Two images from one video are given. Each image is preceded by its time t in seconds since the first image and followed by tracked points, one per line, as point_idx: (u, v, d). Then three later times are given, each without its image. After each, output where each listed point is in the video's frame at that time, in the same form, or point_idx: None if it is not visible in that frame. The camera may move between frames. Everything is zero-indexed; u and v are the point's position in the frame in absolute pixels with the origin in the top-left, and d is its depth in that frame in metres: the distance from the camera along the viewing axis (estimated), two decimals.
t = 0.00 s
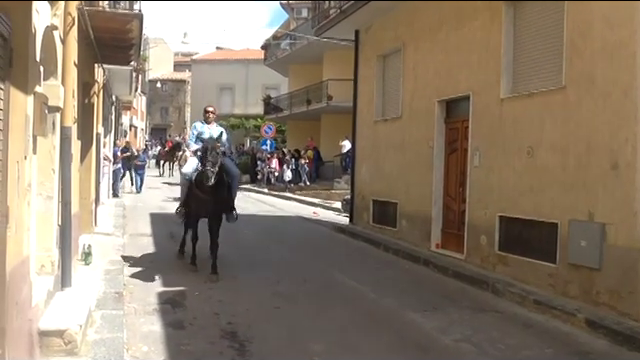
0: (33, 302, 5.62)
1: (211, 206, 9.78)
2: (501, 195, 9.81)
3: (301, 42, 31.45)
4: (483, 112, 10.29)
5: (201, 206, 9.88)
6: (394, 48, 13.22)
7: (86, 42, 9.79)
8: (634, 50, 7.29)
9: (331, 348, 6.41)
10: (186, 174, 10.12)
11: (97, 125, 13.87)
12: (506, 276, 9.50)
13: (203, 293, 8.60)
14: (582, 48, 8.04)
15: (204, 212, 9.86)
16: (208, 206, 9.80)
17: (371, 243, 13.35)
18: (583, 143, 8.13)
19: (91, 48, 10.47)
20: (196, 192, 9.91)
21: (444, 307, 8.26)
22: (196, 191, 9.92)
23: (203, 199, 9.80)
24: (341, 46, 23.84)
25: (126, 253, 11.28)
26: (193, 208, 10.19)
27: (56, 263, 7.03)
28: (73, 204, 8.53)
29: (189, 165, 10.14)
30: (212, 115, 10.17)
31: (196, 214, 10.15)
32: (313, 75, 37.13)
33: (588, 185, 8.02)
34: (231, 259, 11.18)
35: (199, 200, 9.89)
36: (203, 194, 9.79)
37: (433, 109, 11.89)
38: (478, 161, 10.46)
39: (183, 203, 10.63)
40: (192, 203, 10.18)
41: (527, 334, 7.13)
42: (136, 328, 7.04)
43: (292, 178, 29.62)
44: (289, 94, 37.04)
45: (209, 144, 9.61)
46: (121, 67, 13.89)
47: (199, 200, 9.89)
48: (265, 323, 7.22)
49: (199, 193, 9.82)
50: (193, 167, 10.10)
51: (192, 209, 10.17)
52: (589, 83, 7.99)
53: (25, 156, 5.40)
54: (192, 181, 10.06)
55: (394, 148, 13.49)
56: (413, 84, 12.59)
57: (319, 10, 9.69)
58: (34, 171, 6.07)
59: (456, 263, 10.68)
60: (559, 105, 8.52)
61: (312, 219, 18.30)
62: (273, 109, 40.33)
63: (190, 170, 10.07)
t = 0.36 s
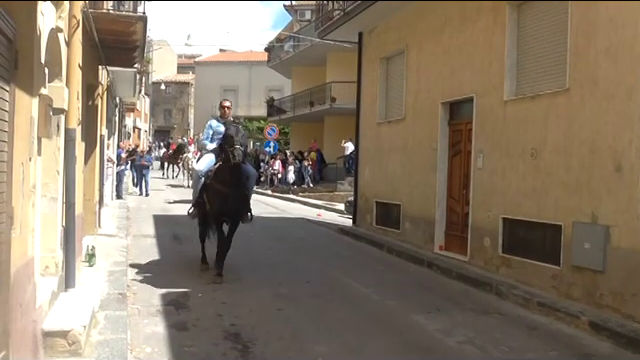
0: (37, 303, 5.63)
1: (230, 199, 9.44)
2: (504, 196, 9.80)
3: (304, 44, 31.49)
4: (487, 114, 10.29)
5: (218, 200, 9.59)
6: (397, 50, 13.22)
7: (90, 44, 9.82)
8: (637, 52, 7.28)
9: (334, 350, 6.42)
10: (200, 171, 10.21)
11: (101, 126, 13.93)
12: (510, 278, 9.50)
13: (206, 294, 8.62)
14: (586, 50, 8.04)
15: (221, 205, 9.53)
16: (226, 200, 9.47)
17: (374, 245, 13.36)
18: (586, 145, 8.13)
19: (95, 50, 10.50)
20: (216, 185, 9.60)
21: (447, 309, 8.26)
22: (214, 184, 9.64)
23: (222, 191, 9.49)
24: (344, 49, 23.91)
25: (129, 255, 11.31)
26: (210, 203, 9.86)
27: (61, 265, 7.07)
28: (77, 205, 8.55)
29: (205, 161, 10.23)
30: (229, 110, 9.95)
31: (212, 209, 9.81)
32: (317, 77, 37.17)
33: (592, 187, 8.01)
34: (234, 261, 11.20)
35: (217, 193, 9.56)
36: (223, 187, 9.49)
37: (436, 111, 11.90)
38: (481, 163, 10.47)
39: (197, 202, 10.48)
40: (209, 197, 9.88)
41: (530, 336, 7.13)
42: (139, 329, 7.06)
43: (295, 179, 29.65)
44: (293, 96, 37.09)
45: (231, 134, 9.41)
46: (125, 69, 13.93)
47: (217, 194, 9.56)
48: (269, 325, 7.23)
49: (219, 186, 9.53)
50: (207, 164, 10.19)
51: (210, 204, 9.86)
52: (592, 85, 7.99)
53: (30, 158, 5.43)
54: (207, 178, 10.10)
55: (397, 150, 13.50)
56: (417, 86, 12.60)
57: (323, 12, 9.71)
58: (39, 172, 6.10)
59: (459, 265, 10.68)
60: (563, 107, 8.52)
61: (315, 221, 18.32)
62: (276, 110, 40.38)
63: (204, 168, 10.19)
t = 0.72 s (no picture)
0: (37, 303, 5.63)
1: (256, 208, 8.95)
2: (505, 197, 9.80)
3: (306, 44, 31.49)
4: (488, 114, 10.28)
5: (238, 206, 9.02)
6: (398, 51, 13.22)
7: (92, 44, 9.82)
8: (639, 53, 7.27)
9: (335, 350, 6.42)
10: (221, 175, 9.57)
11: (102, 126, 13.93)
12: (510, 279, 9.49)
13: (206, 294, 8.62)
14: (588, 51, 8.04)
15: (243, 214, 8.99)
16: (251, 208, 8.94)
17: (375, 245, 13.36)
18: (587, 146, 8.12)
19: (96, 50, 10.51)
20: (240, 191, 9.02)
21: (447, 309, 8.26)
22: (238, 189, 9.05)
23: (244, 198, 8.93)
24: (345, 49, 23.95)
25: (130, 254, 11.31)
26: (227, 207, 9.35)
27: (62, 264, 7.07)
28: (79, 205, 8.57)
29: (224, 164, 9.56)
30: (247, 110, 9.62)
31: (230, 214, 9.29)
32: (318, 78, 37.18)
33: (593, 188, 8.01)
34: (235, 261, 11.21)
35: (241, 199, 8.99)
36: (245, 193, 8.94)
37: (437, 112, 11.89)
38: (482, 164, 10.46)
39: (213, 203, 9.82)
40: (228, 202, 9.34)
41: (531, 337, 7.13)
42: (139, 329, 7.06)
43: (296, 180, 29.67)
44: (294, 96, 37.09)
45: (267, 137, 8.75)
46: (126, 69, 13.93)
47: (240, 200, 9.00)
48: (269, 325, 7.23)
49: (245, 192, 8.94)
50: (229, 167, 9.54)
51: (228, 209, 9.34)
52: (594, 86, 7.98)
53: (31, 157, 5.43)
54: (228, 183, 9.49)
55: (398, 151, 13.50)
56: (418, 87, 12.60)
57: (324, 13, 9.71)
58: (40, 172, 6.10)
59: (460, 265, 10.68)
60: (564, 108, 8.52)
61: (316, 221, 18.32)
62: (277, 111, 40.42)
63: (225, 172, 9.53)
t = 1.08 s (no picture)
0: (31, 303, 5.59)
1: (293, 189, 8.55)
2: (500, 196, 9.81)
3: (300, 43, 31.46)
4: (483, 112, 10.29)
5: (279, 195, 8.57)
6: (393, 49, 13.23)
7: (86, 43, 9.79)
8: (632, 52, 7.28)
9: (330, 349, 6.42)
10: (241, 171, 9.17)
11: (96, 125, 13.90)
12: (505, 277, 9.51)
13: (201, 294, 8.61)
14: (581, 50, 8.06)
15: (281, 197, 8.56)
16: (289, 191, 8.53)
17: (370, 244, 13.37)
18: (581, 144, 8.14)
19: (90, 49, 10.48)
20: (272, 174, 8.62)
21: (442, 308, 8.27)
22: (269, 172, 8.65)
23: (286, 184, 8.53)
24: (340, 48, 23.96)
25: (124, 254, 11.29)
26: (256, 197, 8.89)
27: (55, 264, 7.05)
28: (72, 205, 8.55)
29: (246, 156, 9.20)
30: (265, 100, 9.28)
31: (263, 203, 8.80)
32: (313, 76, 37.14)
33: (587, 186, 8.02)
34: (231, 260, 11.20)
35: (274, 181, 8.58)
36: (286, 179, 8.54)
37: (432, 110, 11.90)
38: (477, 162, 10.48)
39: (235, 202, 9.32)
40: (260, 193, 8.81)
41: (526, 335, 7.14)
42: (134, 329, 7.04)
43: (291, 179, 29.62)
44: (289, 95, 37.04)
45: (300, 114, 8.51)
46: (120, 68, 13.90)
47: (274, 184, 8.58)
48: (264, 324, 7.23)
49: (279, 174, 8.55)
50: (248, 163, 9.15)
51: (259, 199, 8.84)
52: (588, 84, 7.99)
53: (24, 157, 5.41)
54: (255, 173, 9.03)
55: (393, 149, 13.50)
56: (413, 85, 12.60)
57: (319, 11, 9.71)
58: (34, 172, 6.07)
59: (455, 264, 10.69)
60: (558, 106, 8.53)
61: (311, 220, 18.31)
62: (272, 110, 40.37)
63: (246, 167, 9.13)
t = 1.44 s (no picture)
0: (25, 305, 5.56)
1: (334, 224, 7.99)
2: (494, 194, 9.83)
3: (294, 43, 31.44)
4: (476, 111, 10.31)
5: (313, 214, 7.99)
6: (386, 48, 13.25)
7: (79, 43, 9.76)
8: (625, 50, 7.28)
9: (325, 348, 6.41)
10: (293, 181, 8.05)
11: (90, 125, 13.86)
12: (500, 275, 9.52)
13: (196, 293, 8.59)
14: (575, 48, 8.08)
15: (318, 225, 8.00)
16: (330, 224, 7.99)
17: (365, 243, 13.37)
18: (575, 142, 8.16)
19: (84, 49, 10.45)
20: (321, 195, 8.01)
21: (437, 306, 8.28)
22: (319, 195, 8.02)
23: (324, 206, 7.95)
24: (334, 48, 23.95)
25: (119, 254, 11.27)
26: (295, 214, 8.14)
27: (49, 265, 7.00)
28: (66, 205, 8.53)
29: (294, 165, 8.14)
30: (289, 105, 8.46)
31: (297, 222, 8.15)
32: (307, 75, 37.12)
33: (581, 184, 8.04)
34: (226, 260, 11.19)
35: (320, 206, 7.97)
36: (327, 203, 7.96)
37: (426, 109, 11.91)
38: (471, 160, 10.49)
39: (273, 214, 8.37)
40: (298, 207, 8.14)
41: (521, 333, 7.16)
42: (129, 328, 7.03)
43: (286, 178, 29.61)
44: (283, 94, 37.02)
45: (384, 157, 7.95)
46: (113, 68, 13.87)
47: (318, 209, 7.98)
48: (259, 324, 7.21)
49: (329, 202, 7.96)
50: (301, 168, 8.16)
51: (298, 216, 8.12)
52: (582, 83, 8.01)
53: (17, 157, 5.38)
54: (306, 188, 8.09)
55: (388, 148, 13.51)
56: (407, 84, 12.61)
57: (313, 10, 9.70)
58: (26, 172, 6.04)
59: (449, 262, 10.70)
60: (552, 105, 8.55)
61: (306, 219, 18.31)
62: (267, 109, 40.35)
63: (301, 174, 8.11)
